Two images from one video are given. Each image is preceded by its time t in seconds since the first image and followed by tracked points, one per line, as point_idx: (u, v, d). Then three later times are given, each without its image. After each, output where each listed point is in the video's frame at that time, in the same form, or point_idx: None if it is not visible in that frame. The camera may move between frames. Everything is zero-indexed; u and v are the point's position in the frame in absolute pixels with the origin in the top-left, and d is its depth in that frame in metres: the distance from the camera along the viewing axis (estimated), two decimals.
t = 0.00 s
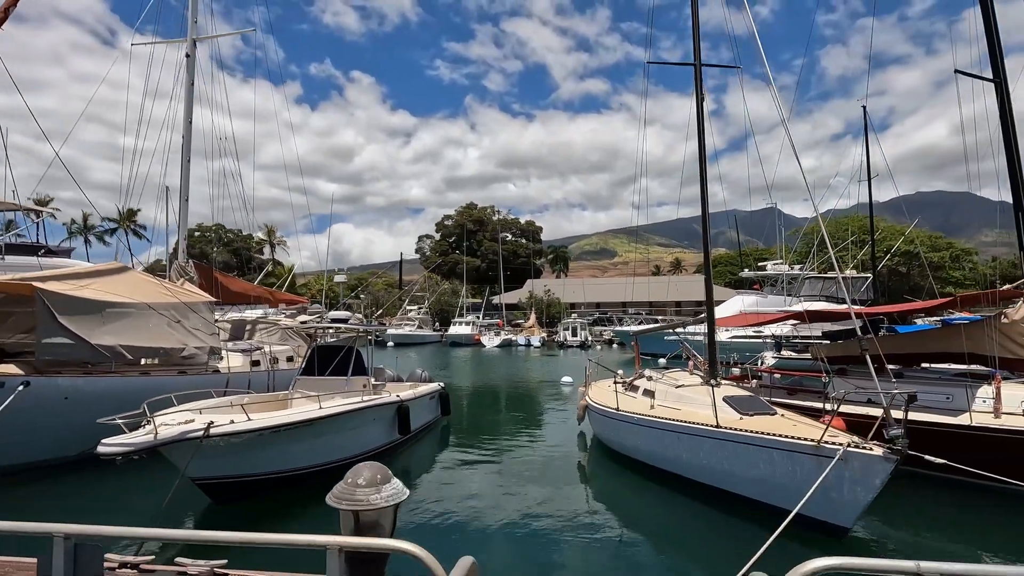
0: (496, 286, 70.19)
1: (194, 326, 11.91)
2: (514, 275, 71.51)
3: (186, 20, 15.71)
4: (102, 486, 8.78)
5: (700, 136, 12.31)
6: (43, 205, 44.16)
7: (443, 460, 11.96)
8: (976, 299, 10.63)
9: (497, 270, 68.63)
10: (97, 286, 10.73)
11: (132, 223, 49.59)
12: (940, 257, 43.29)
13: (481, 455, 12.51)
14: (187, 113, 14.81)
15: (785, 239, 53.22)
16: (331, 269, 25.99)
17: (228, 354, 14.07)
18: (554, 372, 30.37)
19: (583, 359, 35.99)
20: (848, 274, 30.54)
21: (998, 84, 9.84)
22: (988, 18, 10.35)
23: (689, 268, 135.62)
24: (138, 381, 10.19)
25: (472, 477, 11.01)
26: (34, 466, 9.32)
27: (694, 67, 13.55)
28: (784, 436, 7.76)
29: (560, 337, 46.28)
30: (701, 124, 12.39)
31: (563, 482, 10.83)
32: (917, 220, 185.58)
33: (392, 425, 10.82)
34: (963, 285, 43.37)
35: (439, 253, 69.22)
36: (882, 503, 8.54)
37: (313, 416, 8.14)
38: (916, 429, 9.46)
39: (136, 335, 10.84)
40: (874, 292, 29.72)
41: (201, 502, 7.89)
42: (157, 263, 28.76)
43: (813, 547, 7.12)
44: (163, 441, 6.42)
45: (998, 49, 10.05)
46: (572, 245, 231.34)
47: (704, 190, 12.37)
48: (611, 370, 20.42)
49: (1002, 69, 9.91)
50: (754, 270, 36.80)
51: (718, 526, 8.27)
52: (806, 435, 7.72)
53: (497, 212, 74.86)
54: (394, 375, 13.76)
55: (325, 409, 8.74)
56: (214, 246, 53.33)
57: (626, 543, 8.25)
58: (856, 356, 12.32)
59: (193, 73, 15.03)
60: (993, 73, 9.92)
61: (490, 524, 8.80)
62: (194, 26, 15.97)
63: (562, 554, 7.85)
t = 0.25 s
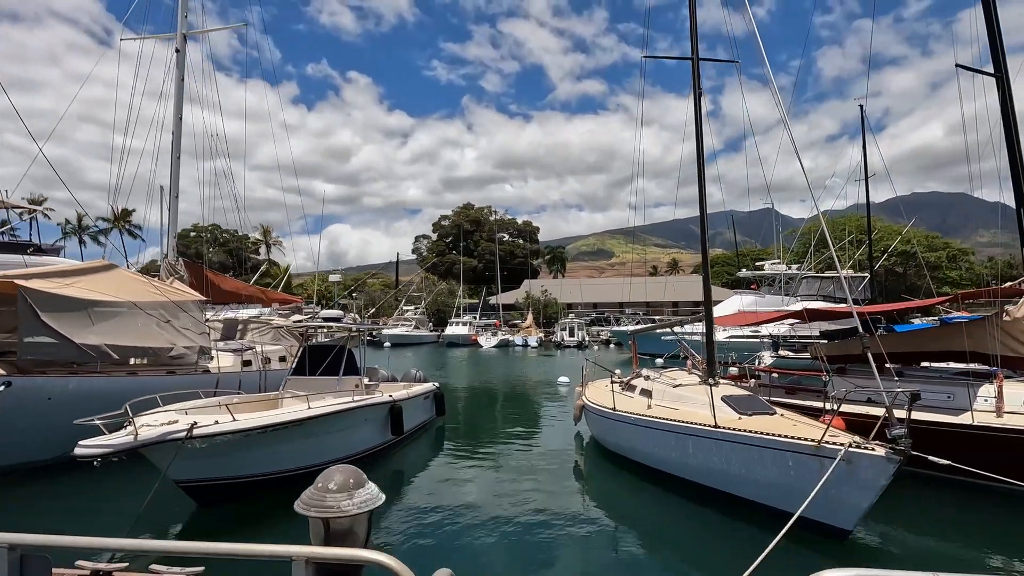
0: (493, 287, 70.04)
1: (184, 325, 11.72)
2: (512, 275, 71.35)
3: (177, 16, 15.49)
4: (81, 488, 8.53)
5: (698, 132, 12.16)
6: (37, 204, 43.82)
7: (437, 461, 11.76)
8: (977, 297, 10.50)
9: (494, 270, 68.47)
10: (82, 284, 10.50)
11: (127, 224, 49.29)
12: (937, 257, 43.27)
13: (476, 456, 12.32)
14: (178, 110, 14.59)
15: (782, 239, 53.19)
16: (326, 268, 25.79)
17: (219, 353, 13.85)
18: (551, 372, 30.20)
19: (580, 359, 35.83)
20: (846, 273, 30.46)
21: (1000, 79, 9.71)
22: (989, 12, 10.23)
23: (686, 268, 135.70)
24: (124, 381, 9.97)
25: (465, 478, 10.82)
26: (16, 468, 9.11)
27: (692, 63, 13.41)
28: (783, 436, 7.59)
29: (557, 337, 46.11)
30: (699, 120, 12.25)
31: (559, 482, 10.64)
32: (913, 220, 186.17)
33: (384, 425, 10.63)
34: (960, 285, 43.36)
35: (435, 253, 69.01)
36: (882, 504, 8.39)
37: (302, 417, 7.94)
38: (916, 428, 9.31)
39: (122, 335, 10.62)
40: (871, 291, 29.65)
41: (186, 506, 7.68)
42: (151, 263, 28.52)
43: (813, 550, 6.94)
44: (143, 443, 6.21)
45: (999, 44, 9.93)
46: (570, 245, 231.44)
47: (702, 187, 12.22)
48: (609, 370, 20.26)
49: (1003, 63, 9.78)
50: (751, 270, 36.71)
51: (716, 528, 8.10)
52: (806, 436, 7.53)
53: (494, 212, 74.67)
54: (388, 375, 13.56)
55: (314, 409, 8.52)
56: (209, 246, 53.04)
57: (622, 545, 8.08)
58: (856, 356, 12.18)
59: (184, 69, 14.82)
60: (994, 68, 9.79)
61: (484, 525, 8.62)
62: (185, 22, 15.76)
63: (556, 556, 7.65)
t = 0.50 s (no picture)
0: (490, 287, 69.85)
1: (173, 324, 11.58)
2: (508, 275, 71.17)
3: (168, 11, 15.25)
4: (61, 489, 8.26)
5: (696, 129, 12.02)
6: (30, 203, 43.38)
7: (432, 462, 11.59)
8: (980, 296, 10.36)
9: (491, 270, 68.28)
10: (69, 282, 10.29)
11: (121, 223, 48.94)
12: (933, 257, 43.29)
13: (471, 457, 12.15)
14: (169, 106, 14.38)
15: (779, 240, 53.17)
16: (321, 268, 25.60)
17: (210, 353, 13.64)
18: (548, 372, 30.03)
19: (577, 359, 35.68)
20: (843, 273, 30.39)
21: (1002, 75, 9.60)
22: (990, 7, 10.12)
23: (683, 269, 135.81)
24: (111, 381, 9.77)
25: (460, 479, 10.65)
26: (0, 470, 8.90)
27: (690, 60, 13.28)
28: (782, 437, 7.46)
29: (553, 337, 45.96)
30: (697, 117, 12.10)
31: (556, 484, 10.49)
32: (909, 221, 186.83)
33: (378, 426, 10.45)
34: (956, 285, 43.38)
35: (432, 253, 68.78)
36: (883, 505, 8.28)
37: (292, 418, 7.76)
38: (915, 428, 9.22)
39: (108, 334, 10.43)
40: (868, 291, 29.60)
41: (171, 509, 7.49)
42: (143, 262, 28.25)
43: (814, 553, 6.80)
44: (124, 445, 6.02)
45: (1001, 40, 9.82)
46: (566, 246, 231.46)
47: (700, 185, 12.08)
48: (606, 370, 20.13)
49: (1005, 59, 9.67)
50: (748, 270, 36.64)
51: (715, 530, 7.96)
52: (808, 437, 7.36)
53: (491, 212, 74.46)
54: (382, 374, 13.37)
55: (304, 410, 8.33)
56: (204, 246, 52.70)
57: (620, 547, 7.92)
58: (856, 355, 12.07)
59: (175, 65, 14.61)
60: (996, 64, 9.68)
61: (479, 528, 8.45)
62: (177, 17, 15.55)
63: (553, 559, 7.48)
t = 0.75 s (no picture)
0: (487, 287, 69.69)
1: (163, 323, 11.36)
2: (506, 275, 71.05)
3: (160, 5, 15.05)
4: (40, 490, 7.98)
5: (695, 126, 11.88)
6: (24, 202, 43.18)
7: (427, 463, 11.40)
8: (983, 295, 10.25)
9: (488, 271, 68.12)
10: (55, 279, 10.06)
11: (116, 223, 48.69)
12: (930, 258, 43.30)
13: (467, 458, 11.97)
14: (161, 102, 14.16)
15: (776, 241, 53.15)
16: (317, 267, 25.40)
17: (202, 352, 13.42)
18: (545, 373, 29.84)
19: (574, 360, 35.55)
20: (840, 274, 30.34)
21: (1004, 71, 9.49)
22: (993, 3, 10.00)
23: (679, 270, 135.94)
24: (98, 381, 9.56)
25: (457, 480, 10.48)
26: None
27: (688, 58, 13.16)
28: (784, 438, 7.31)
29: (551, 337, 45.81)
30: (696, 114, 11.96)
31: (554, 485, 10.31)
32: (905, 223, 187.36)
33: (372, 427, 10.26)
34: (953, 287, 43.39)
35: (429, 253, 68.60)
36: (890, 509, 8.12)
37: (283, 418, 7.57)
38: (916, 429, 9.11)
39: (96, 332, 10.22)
40: (866, 292, 29.54)
41: (158, 513, 7.29)
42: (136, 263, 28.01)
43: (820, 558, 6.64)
44: (107, 446, 5.84)
45: (1004, 36, 9.71)
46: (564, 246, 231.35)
47: (699, 183, 11.94)
48: (604, 370, 19.97)
49: (1008, 55, 9.56)
50: (746, 271, 36.57)
51: (715, 533, 7.80)
52: (811, 438, 7.21)
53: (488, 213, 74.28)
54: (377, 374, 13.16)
55: (295, 410, 8.14)
56: (199, 245, 52.42)
57: (618, 549, 7.75)
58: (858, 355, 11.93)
59: (167, 61, 14.41)
60: (999, 60, 9.56)
61: (475, 530, 8.27)
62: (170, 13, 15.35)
63: (549, 562, 7.31)
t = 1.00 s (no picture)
0: (484, 287, 69.50)
1: (153, 321, 11.09)
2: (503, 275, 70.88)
3: None
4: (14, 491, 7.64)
5: (695, 122, 11.69)
6: (17, 202, 42.80)
7: (422, 464, 11.18)
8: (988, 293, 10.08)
9: (485, 271, 67.91)
10: (40, 276, 9.80)
11: (110, 222, 48.34)
12: (928, 258, 43.28)
13: (464, 459, 11.75)
14: (152, 97, 13.92)
15: (774, 241, 53.10)
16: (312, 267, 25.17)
17: (194, 352, 13.16)
18: (543, 373, 29.62)
19: (572, 360, 35.39)
20: (838, 273, 30.25)
21: (1010, 65, 9.33)
22: None
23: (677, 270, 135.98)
24: (84, 380, 9.31)
25: (452, 482, 10.25)
26: None
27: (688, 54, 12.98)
28: (788, 438, 7.12)
29: (549, 338, 45.64)
30: (696, 110, 11.77)
31: (552, 486, 10.10)
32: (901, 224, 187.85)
33: (366, 427, 10.04)
34: (950, 287, 43.38)
35: (426, 253, 68.36)
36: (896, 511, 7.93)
37: (273, 418, 7.35)
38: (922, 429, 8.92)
39: (82, 330, 9.96)
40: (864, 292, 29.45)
41: (142, 516, 7.05)
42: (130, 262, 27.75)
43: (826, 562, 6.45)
44: (88, 447, 5.62)
45: (1010, 29, 9.55)
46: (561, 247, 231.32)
47: (699, 179, 11.75)
48: (603, 370, 19.78)
49: (1014, 48, 9.40)
50: (744, 271, 36.47)
51: (716, 536, 7.60)
52: (817, 439, 7.01)
53: (485, 213, 74.07)
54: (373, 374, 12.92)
55: (286, 411, 7.92)
56: (195, 245, 52.10)
57: (618, 552, 7.54)
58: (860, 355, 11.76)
59: (158, 55, 14.17)
60: (1005, 53, 9.40)
61: (470, 533, 8.05)
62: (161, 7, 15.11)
63: (547, 565, 7.09)
